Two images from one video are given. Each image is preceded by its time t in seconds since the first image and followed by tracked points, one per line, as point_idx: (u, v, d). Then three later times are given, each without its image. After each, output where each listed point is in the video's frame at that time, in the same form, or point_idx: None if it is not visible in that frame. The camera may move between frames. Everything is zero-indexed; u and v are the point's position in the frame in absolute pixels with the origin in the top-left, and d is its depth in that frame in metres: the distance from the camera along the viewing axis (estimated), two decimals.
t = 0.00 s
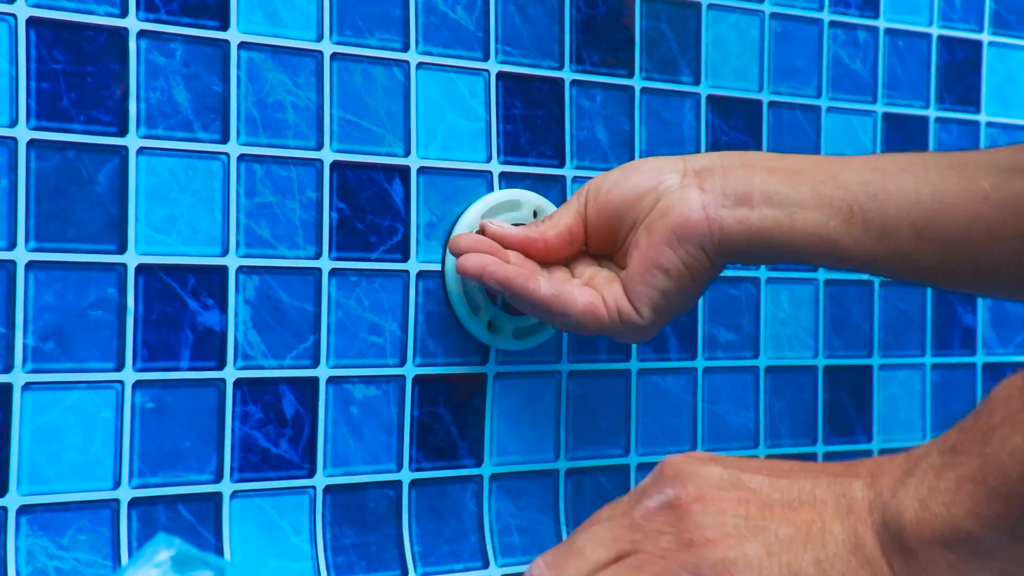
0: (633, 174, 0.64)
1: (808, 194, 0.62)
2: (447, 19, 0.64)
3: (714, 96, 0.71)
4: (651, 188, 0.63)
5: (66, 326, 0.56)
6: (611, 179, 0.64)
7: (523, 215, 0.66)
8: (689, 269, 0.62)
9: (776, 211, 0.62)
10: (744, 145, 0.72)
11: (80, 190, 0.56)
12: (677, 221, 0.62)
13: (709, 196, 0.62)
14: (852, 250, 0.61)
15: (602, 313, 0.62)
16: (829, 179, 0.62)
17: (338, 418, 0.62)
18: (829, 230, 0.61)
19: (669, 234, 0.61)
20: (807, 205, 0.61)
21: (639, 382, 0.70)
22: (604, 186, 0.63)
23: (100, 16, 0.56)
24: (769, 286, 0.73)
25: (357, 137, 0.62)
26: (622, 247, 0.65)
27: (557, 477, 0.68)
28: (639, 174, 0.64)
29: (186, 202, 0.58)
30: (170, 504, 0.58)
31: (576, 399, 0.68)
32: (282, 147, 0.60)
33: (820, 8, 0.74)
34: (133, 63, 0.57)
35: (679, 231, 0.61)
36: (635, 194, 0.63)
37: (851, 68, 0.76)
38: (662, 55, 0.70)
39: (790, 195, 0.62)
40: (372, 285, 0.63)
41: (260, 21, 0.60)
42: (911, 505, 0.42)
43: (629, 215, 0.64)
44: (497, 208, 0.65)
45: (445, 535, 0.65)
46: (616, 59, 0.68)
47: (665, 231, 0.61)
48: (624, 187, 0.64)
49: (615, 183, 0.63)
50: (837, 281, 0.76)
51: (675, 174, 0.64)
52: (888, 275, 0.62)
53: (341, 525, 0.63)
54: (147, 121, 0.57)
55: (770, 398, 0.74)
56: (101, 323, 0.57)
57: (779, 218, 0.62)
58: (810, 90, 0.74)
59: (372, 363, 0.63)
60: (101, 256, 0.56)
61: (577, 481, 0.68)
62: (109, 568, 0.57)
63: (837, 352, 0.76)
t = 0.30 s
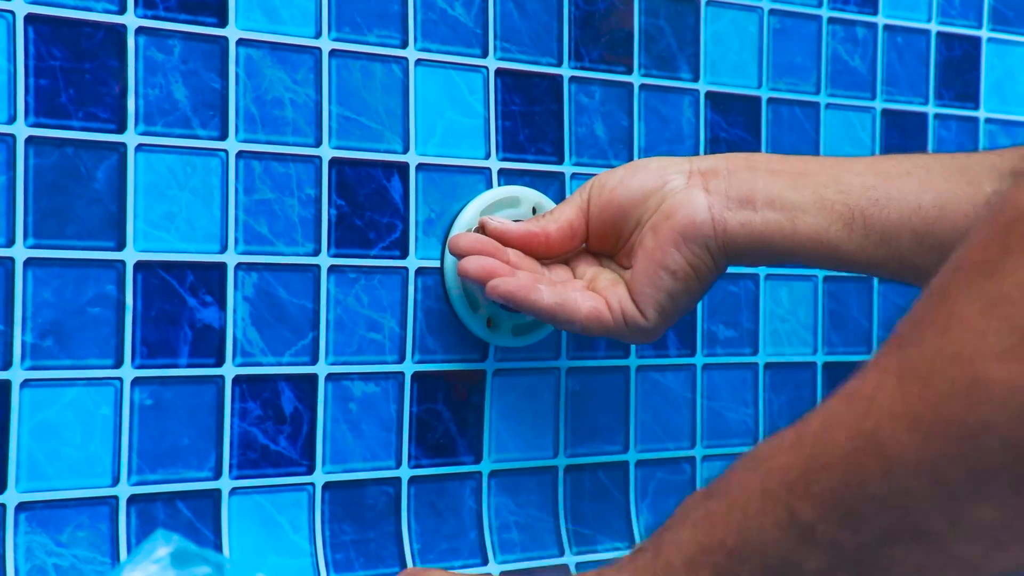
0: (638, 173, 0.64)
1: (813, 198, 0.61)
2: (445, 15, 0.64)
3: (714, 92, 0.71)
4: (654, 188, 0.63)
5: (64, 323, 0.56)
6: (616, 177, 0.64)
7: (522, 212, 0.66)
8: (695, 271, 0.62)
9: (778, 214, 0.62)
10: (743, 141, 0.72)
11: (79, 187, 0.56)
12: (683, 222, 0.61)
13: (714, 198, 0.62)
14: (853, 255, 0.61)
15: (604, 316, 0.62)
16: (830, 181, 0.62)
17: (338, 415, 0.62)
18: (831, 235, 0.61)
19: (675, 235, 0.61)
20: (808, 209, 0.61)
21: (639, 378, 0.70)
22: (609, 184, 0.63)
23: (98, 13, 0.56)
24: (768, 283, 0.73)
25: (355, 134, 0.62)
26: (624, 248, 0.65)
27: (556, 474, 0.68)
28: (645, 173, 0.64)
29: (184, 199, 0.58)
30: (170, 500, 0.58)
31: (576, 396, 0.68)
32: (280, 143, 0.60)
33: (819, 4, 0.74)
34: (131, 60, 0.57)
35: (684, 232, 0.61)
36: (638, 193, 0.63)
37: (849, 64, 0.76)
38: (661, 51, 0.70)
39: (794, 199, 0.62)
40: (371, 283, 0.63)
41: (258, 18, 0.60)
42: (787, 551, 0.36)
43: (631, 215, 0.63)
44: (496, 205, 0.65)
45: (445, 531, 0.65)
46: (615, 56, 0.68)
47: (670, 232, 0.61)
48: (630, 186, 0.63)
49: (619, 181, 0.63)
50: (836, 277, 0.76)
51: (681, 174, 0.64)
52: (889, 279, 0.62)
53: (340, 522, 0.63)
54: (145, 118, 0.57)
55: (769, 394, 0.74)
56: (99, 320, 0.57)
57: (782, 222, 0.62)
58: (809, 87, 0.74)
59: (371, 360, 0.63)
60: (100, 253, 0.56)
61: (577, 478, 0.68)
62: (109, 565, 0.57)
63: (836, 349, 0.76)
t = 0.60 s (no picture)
0: (638, 167, 0.64)
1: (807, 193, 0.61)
2: (442, 12, 0.64)
3: (710, 89, 0.71)
4: (655, 181, 0.63)
5: (60, 319, 0.56)
6: (617, 169, 0.64)
7: (518, 208, 0.66)
8: (694, 268, 0.61)
9: (775, 211, 0.62)
10: (739, 138, 0.72)
11: (74, 183, 0.56)
12: (683, 219, 0.61)
13: (714, 194, 0.62)
14: (847, 252, 0.60)
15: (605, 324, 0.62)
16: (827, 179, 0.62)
17: (334, 412, 0.62)
18: (826, 232, 0.60)
19: (676, 232, 0.61)
20: (804, 206, 0.61)
21: (635, 374, 0.70)
22: (610, 175, 0.64)
23: (94, 9, 0.56)
24: (764, 279, 0.73)
25: (351, 130, 0.62)
26: (623, 244, 0.65)
27: (553, 471, 0.68)
28: (645, 166, 0.64)
29: (180, 195, 0.58)
30: (165, 497, 0.58)
31: (572, 392, 0.68)
32: (275, 139, 0.60)
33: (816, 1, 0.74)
34: (127, 56, 0.57)
35: (684, 228, 0.61)
36: (638, 186, 0.63)
37: (846, 61, 0.76)
38: (657, 48, 0.70)
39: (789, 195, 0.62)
40: (367, 279, 0.63)
41: (254, 14, 0.59)
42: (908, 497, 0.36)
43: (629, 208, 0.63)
44: (492, 201, 0.65)
45: (441, 528, 0.65)
46: (612, 52, 0.68)
47: (670, 229, 0.61)
48: (630, 181, 0.63)
49: (620, 173, 0.64)
50: (833, 274, 0.76)
51: (680, 170, 0.64)
52: (887, 275, 0.61)
53: (336, 519, 0.62)
54: (140, 114, 0.57)
55: (765, 391, 0.74)
56: (95, 317, 0.56)
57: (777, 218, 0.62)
58: (805, 83, 0.74)
59: (367, 357, 0.63)
60: (95, 249, 0.56)
61: (573, 475, 0.68)
62: (104, 562, 0.57)
63: (833, 346, 0.76)
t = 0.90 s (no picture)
0: (634, 171, 0.64)
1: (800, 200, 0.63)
2: (438, 14, 0.64)
3: (707, 91, 0.71)
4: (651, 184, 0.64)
5: (57, 322, 0.56)
6: (613, 173, 0.64)
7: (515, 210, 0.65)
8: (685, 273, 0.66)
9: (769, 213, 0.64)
10: (736, 139, 0.72)
11: (71, 186, 0.56)
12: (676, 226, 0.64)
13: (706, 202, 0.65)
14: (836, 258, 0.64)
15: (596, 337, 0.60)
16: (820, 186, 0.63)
17: (331, 414, 0.62)
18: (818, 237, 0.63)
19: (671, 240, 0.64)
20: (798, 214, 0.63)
21: (633, 376, 0.70)
22: (606, 179, 0.64)
23: (91, 11, 0.56)
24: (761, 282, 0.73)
25: (348, 133, 0.62)
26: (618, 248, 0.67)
27: (550, 472, 0.68)
28: (639, 172, 0.64)
29: (177, 198, 0.58)
30: (162, 500, 0.58)
31: (570, 394, 0.68)
32: (273, 142, 0.60)
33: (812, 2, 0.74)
34: (124, 59, 0.57)
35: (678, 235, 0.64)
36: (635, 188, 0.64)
37: (843, 63, 0.76)
38: (654, 50, 0.70)
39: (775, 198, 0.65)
40: (364, 281, 0.63)
41: (251, 17, 0.60)
42: (842, 281, 0.41)
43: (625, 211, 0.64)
44: (489, 203, 0.65)
45: (439, 531, 0.65)
46: (608, 54, 0.68)
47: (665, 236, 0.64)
48: (625, 185, 0.64)
49: (616, 177, 0.64)
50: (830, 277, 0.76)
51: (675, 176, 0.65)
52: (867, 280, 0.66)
53: (334, 521, 0.62)
54: (137, 117, 0.57)
55: (763, 392, 0.74)
56: (92, 319, 0.56)
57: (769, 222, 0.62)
58: (802, 85, 0.74)
59: (365, 359, 0.63)
60: (93, 252, 0.56)
61: (571, 477, 0.68)
62: (102, 565, 0.57)
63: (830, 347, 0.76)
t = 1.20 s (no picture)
0: (629, 173, 0.65)
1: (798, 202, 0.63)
2: (436, 13, 0.64)
3: (704, 91, 0.71)
4: (648, 185, 0.65)
5: (54, 322, 0.56)
6: (610, 174, 0.64)
7: (513, 210, 0.66)
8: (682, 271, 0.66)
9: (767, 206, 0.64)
10: (733, 139, 0.72)
11: (69, 186, 0.56)
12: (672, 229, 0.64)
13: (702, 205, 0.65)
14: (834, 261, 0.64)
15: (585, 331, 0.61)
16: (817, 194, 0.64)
17: (328, 414, 0.62)
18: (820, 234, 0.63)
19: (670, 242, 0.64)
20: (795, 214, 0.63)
21: (630, 376, 0.70)
22: (602, 180, 0.64)
23: (88, 11, 0.56)
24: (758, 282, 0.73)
25: (346, 132, 0.62)
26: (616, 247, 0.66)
27: (548, 472, 0.68)
28: (635, 173, 0.65)
29: (174, 197, 0.58)
30: (160, 500, 0.58)
31: (567, 394, 0.68)
32: (270, 142, 0.60)
33: (810, 2, 0.74)
34: (121, 58, 0.57)
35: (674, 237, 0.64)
36: (632, 189, 0.64)
37: (840, 63, 0.76)
38: (651, 50, 0.70)
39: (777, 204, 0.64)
40: (362, 281, 0.63)
41: (248, 17, 0.60)
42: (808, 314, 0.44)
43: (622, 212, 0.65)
44: (486, 203, 0.65)
45: (436, 531, 0.65)
46: (606, 54, 0.68)
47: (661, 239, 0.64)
48: (621, 187, 0.64)
49: (612, 178, 0.64)
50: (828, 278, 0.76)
51: (670, 177, 0.65)
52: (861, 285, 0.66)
53: (331, 521, 0.62)
54: (135, 117, 0.57)
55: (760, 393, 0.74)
56: (90, 319, 0.56)
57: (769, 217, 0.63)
58: (799, 85, 0.74)
59: (362, 359, 0.63)
60: (90, 252, 0.56)
61: (568, 477, 0.68)
62: (99, 564, 0.57)
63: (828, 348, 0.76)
